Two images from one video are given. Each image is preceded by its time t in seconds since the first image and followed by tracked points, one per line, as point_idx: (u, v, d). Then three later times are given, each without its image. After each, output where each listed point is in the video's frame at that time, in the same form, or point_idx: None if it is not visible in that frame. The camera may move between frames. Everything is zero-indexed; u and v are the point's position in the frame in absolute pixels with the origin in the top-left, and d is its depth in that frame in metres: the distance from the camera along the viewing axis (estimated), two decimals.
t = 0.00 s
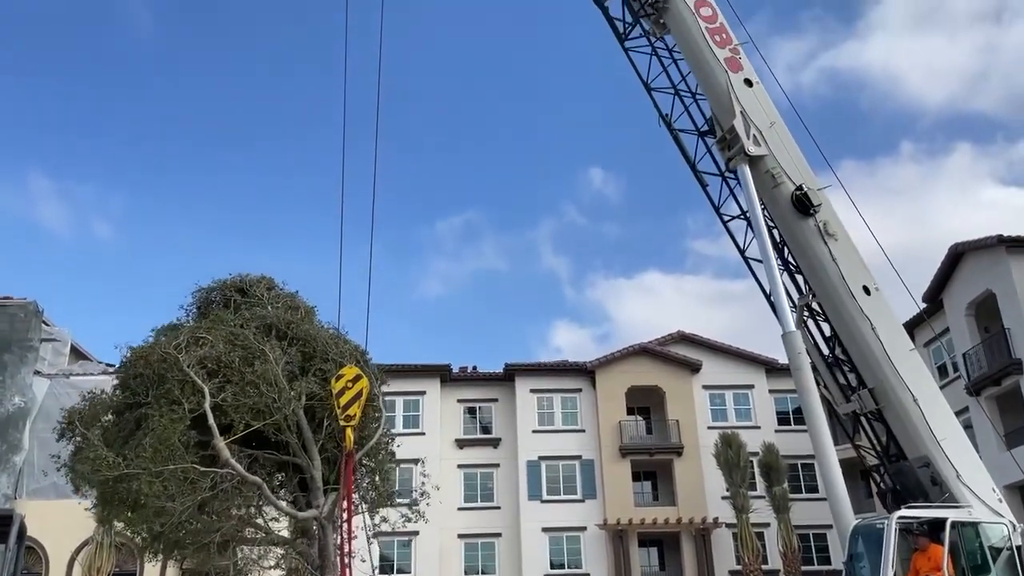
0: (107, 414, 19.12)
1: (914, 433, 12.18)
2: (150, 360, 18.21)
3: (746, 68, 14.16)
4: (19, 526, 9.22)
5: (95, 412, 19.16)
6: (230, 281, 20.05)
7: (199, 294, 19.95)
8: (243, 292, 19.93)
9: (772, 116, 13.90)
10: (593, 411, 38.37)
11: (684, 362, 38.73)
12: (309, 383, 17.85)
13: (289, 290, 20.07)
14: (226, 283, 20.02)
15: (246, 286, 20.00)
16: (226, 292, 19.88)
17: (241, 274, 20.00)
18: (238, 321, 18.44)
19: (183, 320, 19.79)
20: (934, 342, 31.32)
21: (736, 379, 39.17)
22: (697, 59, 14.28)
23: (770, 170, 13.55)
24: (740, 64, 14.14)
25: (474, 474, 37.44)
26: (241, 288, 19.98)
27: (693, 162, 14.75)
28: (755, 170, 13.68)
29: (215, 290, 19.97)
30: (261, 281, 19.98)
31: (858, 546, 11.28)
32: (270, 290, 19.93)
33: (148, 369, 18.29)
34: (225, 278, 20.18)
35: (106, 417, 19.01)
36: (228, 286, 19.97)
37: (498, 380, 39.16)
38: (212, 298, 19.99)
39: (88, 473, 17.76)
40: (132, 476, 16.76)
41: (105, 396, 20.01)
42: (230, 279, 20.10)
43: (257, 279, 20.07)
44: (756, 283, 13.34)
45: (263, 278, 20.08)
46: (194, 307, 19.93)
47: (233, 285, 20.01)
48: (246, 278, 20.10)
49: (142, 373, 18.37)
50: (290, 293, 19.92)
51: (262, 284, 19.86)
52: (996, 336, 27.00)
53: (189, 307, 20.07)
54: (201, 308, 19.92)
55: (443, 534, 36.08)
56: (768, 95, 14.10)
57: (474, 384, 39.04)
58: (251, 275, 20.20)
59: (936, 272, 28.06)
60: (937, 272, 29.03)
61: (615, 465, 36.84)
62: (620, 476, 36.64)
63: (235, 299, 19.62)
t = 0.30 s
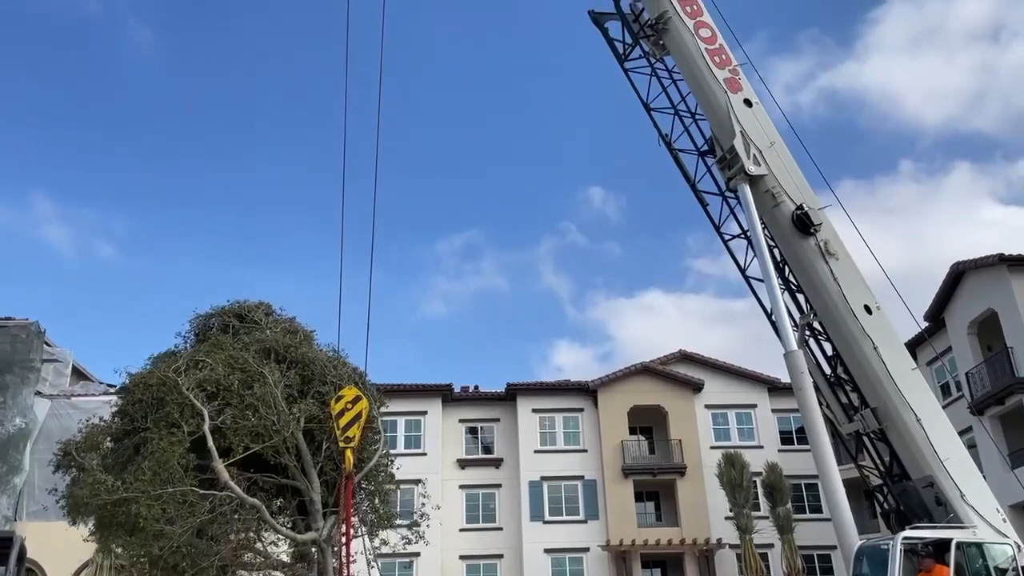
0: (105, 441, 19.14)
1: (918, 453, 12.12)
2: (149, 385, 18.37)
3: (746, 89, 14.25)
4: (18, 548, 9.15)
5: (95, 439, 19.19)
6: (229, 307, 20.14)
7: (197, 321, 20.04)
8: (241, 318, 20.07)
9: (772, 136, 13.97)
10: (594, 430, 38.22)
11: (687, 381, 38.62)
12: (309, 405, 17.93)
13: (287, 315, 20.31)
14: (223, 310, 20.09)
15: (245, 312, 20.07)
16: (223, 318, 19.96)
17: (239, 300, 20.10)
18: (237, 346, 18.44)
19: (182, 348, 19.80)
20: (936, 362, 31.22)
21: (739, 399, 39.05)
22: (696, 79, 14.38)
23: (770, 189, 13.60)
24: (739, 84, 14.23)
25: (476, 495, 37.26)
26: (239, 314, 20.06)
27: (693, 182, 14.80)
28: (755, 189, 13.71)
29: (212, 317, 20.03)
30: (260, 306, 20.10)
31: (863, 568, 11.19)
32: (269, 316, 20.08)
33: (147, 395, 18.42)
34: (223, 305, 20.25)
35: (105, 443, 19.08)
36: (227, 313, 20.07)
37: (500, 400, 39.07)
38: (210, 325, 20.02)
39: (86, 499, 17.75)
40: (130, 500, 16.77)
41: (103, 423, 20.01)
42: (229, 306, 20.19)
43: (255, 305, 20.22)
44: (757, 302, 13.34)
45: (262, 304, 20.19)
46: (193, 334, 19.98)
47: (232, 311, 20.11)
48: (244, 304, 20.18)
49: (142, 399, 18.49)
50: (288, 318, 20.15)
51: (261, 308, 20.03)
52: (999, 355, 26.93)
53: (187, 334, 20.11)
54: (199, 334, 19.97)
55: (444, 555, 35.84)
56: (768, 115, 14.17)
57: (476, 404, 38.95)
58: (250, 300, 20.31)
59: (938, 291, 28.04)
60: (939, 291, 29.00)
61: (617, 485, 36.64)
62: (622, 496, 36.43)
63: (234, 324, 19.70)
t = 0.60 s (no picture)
0: (104, 464, 19.05)
1: (922, 474, 12.05)
2: (149, 409, 18.46)
3: (746, 109, 14.31)
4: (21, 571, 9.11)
5: (92, 462, 19.01)
6: (229, 329, 20.18)
7: (197, 343, 20.08)
8: (241, 341, 20.11)
9: (772, 157, 14.01)
10: (597, 451, 38.04)
11: (689, 402, 38.49)
12: (308, 426, 17.90)
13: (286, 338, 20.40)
14: (223, 332, 20.13)
15: (245, 335, 20.13)
16: (224, 340, 19.98)
17: (240, 323, 20.15)
18: (237, 367, 18.65)
19: (182, 370, 19.86)
20: (938, 382, 31.11)
21: (741, 419, 38.90)
22: (697, 100, 14.45)
23: (771, 210, 13.62)
24: (740, 105, 14.29)
25: (478, 516, 37.06)
26: (240, 336, 20.10)
27: (694, 202, 14.84)
28: (756, 210, 13.73)
29: (212, 339, 20.05)
30: (261, 329, 20.15)
31: None
32: (269, 338, 20.13)
33: (147, 419, 18.49)
34: (223, 327, 20.28)
35: (104, 467, 19.07)
36: (227, 334, 20.11)
37: (501, 421, 38.95)
38: (210, 347, 20.02)
39: (85, 523, 17.67)
40: (129, 524, 16.67)
41: (101, 447, 19.89)
42: (229, 328, 20.22)
43: (255, 328, 20.28)
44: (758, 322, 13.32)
45: (262, 327, 20.23)
46: (192, 356, 19.96)
47: (232, 333, 20.14)
48: (244, 326, 20.24)
49: (142, 422, 18.55)
50: (289, 342, 20.19)
51: (262, 332, 20.08)
52: (1002, 375, 26.85)
53: (187, 357, 20.11)
54: (199, 357, 19.95)
55: None
56: (768, 136, 14.22)
57: (478, 425, 38.83)
58: (250, 323, 20.33)
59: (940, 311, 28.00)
60: (941, 311, 28.96)
61: (620, 506, 36.44)
62: (625, 518, 36.21)
63: (234, 347, 19.71)
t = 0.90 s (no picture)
0: (106, 483, 19.10)
1: (927, 496, 11.97)
2: (150, 428, 18.42)
3: (746, 131, 14.38)
4: None
5: (95, 481, 19.15)
6: (230, 348, 20.29)
7: (198, 362, 20.11)
8: (243, 359, 20.21)
9: (773, 178, 14.05)
10: (600, 473, 37.84)
11: (692, 423, 38.33)
12: (311, 447, 17.89)
13: (289, 356, 20.55)
14: (226, 351, 20.25)
15: (248, 353, 20.26)
16: (225, 359, 20.09)
17: (240, 341, 20.27)
18: (239, 387, 18.72)
19: (182, 389, 19.82)
20: (942, 403, 30.98)
21: (745, 441, 38.72)
22: (697, 121, 14.52)
23: (772, 231, 13.64)
24: (740, 127, 14.36)
25: (480, 539, 36.80)
26: (241, 354, 20.24)
27: (695, 223, 14.86)
28: (758, 231, 13.76)
29: (214, 358, 20.15)
30: (261, 347, 20.30)
31: None
32: (270, 357, 20.28)
33: (149, 438, 18.44)
34: (224, 346, 20.43)
35: (104, 487, 19.02)
36: (229, 353, 20.24)
37: (504, 443, 38.80)
38: (211, 365, 20.15)
39: (84, 543, 17.58)
40: (129, 545, 16.57)
41: (102, 465, 19.99)
42: (230, 347, 20.34)
43: (257, 346, 20.41)
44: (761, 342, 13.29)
45: (263, 346, 20.38)
46: (193, 374, 20.05)
47: (233, 352, 20.27)
48: (245, 345, 20.37)
49: (143, 441, 18.50)
50: (290, 360, 20.41)
51: (263, 350, 20.22)
52: (1006, 396, 26.73)
53: (188, 377, 20.15)
54: (200, 375, 20.03)
55: None
56: (768, 157, 14.27)
57: (480, 447, 38.68)
58: (251, 342, 20.48)
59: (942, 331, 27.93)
60: (944, 332, 28.90)
61: (623, 529, 36.20)
62: (628, 540, 35.96)
63: (236, 365, 19.85)
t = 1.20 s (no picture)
0: (109, 498, 19.13)
1: (932, 519, 11.89)
2: (154, 444, 18.37)
3: (748, 153, 14.43)
4: None
5: (99, 496, 19.16)
6: (237, 363, 20.89)
7: (205, 376, 20.72)
8: (249, 374, 20.79)
9: (774, 200, 14.08)
10: (602, 495, 37.64)
11: (695, 445, 38.17)
12: (315, 467, 17.93)
13: (295, 372, 21.05)
14: (233, 365, 20.83)
15: (254, 367, 20.90)
16: (232, 374, 20.67)
17: (248, 357, 20.86)
18: (244, 404, 18.87)
19: (189, 403, 20.31)
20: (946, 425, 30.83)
21: (748, 463, 38.53)
22: (699, 143, 14.59)
23: (774, 252, 13.65)
24: (741, 149, 14.42)
25: (481, 562, 36.52)
26: (247, 369, 20.82)
27: (697, 244, 14.89)
28: (760, 252, 13.78)
29: (221, 372, 20.71)
30: (269, 363, 20.88)
31: None
32: (277, 371, 20.78)
33: (153, 454, 18.38)
34: (232, 361, 20.99)
35: (108, 502, 18.96)
36: (236, 367, 20.79)
37: (505, 465, 38.63)
38: (218, 380, 20.68)
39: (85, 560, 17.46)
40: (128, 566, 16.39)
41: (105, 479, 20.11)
42: (238, 362, 20.93)
43: (263, 361, 20.99)
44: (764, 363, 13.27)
45: (271, 361, 21.01)
46: (200, 389, 20.55)
47: (240, 367, 20.84)
48: (253, 361, 20.98)
49: (147, 457, 18.43)
50: (296, 376, 20.86)
51: (270, 364, 20.83)
52: (1010, 418, 26.62)
53: (194, 390, 20.68)
54: (207, 390, 20.53)
55: None
56: (770, 179, 14.32)
57: (481, 469, 38.51)
58: (258, 358, 21.10)
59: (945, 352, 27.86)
60: (947, 353, 28.83)
61: (626, 552, 35.95)
62: (631, 564, 35.70)
63: (243, 380, 20.39)
